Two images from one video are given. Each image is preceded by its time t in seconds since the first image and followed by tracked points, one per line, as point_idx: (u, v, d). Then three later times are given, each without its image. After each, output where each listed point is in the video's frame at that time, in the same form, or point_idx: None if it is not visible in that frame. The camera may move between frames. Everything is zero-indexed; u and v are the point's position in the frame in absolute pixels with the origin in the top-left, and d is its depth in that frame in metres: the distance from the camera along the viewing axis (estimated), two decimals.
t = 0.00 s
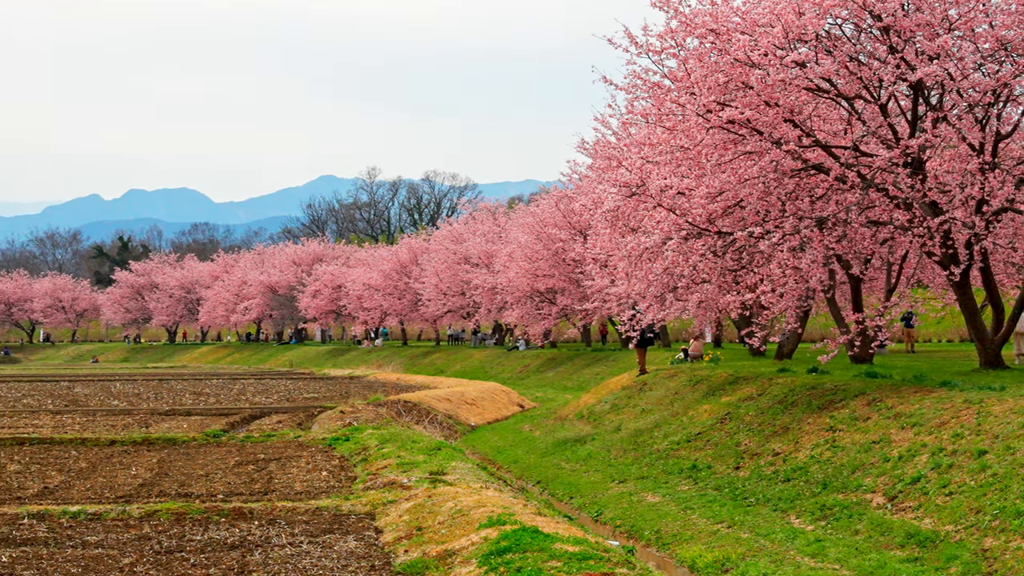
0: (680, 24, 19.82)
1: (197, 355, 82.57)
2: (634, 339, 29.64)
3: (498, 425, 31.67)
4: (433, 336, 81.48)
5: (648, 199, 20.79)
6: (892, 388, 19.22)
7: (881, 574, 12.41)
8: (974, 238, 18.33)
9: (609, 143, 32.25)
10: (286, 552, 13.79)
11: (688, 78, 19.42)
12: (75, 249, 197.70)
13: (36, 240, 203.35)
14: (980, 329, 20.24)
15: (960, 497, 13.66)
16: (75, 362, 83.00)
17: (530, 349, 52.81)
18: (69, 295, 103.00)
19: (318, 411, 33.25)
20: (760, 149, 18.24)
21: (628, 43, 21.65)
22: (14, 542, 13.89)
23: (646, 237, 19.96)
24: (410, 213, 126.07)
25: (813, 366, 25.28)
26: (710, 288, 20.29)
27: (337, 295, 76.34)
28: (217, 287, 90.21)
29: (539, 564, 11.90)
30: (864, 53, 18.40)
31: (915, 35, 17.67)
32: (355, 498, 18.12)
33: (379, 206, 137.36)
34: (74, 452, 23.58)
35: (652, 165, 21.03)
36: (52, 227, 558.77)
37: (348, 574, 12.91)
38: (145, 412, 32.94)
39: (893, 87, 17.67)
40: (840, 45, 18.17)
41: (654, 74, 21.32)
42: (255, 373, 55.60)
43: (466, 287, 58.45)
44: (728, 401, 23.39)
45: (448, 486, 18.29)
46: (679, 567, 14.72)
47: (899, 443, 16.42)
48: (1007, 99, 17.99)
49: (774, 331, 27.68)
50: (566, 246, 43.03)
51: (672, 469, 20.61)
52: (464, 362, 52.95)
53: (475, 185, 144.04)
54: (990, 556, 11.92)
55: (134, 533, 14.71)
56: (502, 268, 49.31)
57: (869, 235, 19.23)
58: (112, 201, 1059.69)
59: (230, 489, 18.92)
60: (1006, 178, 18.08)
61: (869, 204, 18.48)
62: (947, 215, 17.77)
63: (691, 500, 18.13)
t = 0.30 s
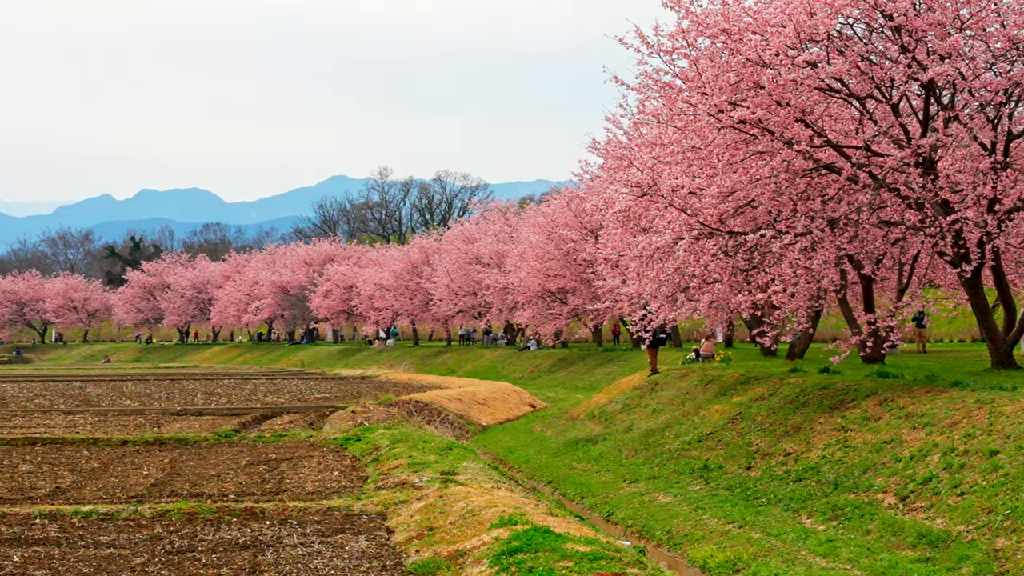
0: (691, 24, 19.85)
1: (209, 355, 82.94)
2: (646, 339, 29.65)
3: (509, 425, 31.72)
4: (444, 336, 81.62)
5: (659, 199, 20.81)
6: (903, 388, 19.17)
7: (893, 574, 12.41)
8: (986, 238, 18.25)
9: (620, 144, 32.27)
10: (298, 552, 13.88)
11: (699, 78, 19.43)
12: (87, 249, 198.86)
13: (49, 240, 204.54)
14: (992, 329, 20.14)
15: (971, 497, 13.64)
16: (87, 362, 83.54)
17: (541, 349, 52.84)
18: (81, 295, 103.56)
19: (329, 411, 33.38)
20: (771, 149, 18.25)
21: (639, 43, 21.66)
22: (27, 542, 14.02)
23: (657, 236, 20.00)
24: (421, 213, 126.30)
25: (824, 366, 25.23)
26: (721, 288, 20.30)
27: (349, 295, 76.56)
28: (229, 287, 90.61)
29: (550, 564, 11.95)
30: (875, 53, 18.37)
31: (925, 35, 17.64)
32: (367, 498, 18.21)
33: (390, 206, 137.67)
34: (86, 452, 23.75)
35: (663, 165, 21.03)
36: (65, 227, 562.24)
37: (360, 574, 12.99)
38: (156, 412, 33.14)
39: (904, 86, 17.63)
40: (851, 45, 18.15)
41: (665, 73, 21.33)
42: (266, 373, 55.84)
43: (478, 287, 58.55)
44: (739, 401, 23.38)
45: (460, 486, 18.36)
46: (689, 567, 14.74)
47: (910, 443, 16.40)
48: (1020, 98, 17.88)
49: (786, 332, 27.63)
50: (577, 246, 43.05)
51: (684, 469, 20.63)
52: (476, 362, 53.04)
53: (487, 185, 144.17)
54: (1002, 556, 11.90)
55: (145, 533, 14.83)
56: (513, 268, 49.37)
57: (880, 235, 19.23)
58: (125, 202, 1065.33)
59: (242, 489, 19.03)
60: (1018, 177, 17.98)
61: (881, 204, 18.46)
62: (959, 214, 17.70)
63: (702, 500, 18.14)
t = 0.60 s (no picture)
0: (703, 24, 19.85)
1: (221, 355, 83.33)
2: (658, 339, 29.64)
3: (521, 425, 31.79)
4: (456, 336, 81.77)
5: (671, 199, 20.82)
6: (915, 388, 19.13)
7: (905, 575, 12.40)
8: (999, 237, 18.15)
9: (632, 143, 32.28)
10: (310, 552, 13.97)
11: (711, 78, 19.42)
12: (99, 249, 200.12)
13: (62, 240, 205.78)
14: (1004, 330, 20.05)
15: (984, 497, 13.61)
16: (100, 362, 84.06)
17: (553, 349, 52.88)
18: (93, 295, 104.14)
19: (340, 411, 33.53)
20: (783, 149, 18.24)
21: (651, 43, 21.67)
22: (39, 542, 14.16)
23: (669, 236, 20.02)
24: (433, 213, 126.53)
25: (837, 367, 25.18)
26: (733, 288, 20.31)
27: (361, 295, 76.79)
28: (241, 287, 90.98)
29: (562, 564, 12.00)
30: (888, 52, 18.32)
31: (938, 35, 17.59)
32: (379, 498, 18.29)
33: (402, 206, 138.00)
34: (98, 453, 23.93)
35: (675, 165, 21.04)
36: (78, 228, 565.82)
37: (372, 573, 13.07)
38: (168, 412, 33.35)
39: (916, 86, 17.57)
40: (863, 45, 18.09)
41: (676, 73, 21.34)
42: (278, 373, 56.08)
43: (489, 287, 58.64)
44: (752, 401, 23.37)
45: (472, 486, 18.43)
46: (702, 567, 14.76)
47: (923, 443, 16.36)
48: None
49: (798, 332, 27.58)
50: (589, 246, 43.09)
51: (696, 469, 20.64)
52: (487, 362, 53.13)
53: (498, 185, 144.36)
54: (1015, 556, 11.88)
55: (157, 533, 14.95)
56: (525, 268, 49.42)
57: (892, 235, 19.20)
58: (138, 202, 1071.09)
59: (254, 489, 19.15)
60: None
61: (893, 204, 18.42)
62: (971, 214, 17.62)
63: (714, 500, 18.16)
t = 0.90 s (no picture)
0: (714, 24, 19.86)
1: (232, 355, 83.68)
2: (668, 339, 29.64)
3: (531, 425, 31.84)
4: (466, 336, 81.90)
5: (681, 199, 20.85)
6: (927, 388, 19.08)
7: (916, 574, 12.40)
8: (1010, 237, 18.08)
9: (642, 144, 32.32)
10: (320, 552, 14.06)
11: (722, 78, 19.44)
12: (110, 249, 201.19)
13: (73, 240, 206.89)
14: (1016, 330, 19.98)
15: (995, 497, 13.59)
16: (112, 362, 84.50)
17: (563, 349, 52.90)
18: (103, 295, 104.66)
19: (350, 411, 33.65)
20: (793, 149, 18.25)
21: (661, 43, 21.71)
22: (50, 542, 14.28)
23: (679, 236, 20.06)
24: (443, 213, 126.73)
25: (847, 366, 25.14)
26: (744, 288, 20.30)
27: (371, 295, 76.99)
28: (252, 287, 91.31)
29: (572, 564, 12.05)
30: (898, 52, 18.28)
31: (948, 34, 17.56)
32: (389, 498, 18.38)
33: (412, 206, 138.28)
34: (109, 452, 24.11)
35: (686, 165, 21.06)
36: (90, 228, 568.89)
37: (382, 573, 13.14)
38: (179, 412, 33.54)
39: (927, 86, 17.55)
40: (874, 45, 18.07)
41: (687, 73, 21.37)
42: (289, 373, 56.30)
43: (500, 287, 58.70)
44: (762, 401, 23.35)
45: (482, 486, 18.49)
46: (712, 567, 14.77)
47: (934, 443, 16.34)
48: None
49: (809, 332, 27.52)
50: (599, 246, 43.12)
51: (707, 469, 20.65)
52: (498, 362, 53.20)
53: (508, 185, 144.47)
54: None
55: (168, 533, 15.07)
56: (536, 268, 49.45)
57: (903, 234, 19.18)
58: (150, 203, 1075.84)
59: (265, 489, 19.26)
60: None
61: (904, 203, 18.38)
62: (982, 213, 17.56)
63: (725, 500, 18.18)
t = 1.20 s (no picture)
0: (724, 24, 19.89)
1: (242, 355, 83.98)
2: (678, 338, 29.62)
3: (541, 426, 31.88)
4: (476, 336, 81.99)
5: (691, 199, 20.87)
6: (937, 388, 19.04)
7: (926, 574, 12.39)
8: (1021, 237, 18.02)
9: (651, 144, 32.33)
10: (330, 552, 14.13)
11: (731, 78, 19.47)
12: (120, 249, 202.09)
13: (84, 240, 207.86)
14: None
15: (1005, 497, 13.57)
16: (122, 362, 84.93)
17: (573, 349, 52.92)
18: (113, 295, 105.15)
19: (360, 411, 33.75)
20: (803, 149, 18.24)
21: (671, 43, 21.73)
22: (60, 542, 14.40)
23: (689, 236, 20.09)
24: (453, 213, 126.90)
25: (857, 366, 25.08)
26: (753, 288, 20.31)
27: (381, 295, 77.15)
28: (262, 287, 91.59)
29: (582, 564, 12.09)
30: (908, 52, 18.25)
31: (959, 34, 17.52)
32: (399, 498, 18.44)
33: (422, 206, 138.50)
34: (119, 452, 24.25)
35: (696, 165, 21.09)
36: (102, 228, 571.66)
37: (392, 573, 13.21)
38: (189, 412, 33.72)
39: (937, 86, 17.52)
40: (884, 44, 18.04)
41: (697, 73, 21.41)
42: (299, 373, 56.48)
43: (509, 287, 58.76)
44: (772, 401, 23.32)
45: (492, 486, 18.55)
46: (722, 567, 14.79)
47: (944, 443, 16.31)
48: None
49: (818, 332, 27.47)
50: (609, 246, 43.13)
51: (717, 469, 20.65)
52: (508, 362, 53.26)
53: (518, 185, 144.58)
54: None
55: (178, 533, 15.17)
56: (545, 268, 49.48)
57: (913, 234, 19.14)
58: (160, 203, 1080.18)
59: (275, 489, 19.36)
60: None
61: (914, 203, 18.33)
62: (992, 213, 17.50)
63: (735, 500, 18.18)
